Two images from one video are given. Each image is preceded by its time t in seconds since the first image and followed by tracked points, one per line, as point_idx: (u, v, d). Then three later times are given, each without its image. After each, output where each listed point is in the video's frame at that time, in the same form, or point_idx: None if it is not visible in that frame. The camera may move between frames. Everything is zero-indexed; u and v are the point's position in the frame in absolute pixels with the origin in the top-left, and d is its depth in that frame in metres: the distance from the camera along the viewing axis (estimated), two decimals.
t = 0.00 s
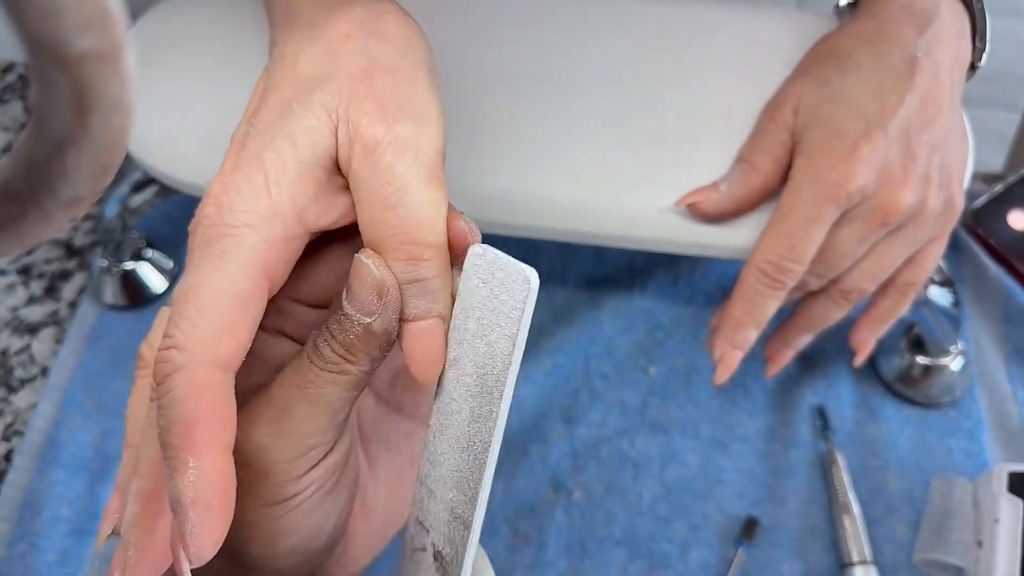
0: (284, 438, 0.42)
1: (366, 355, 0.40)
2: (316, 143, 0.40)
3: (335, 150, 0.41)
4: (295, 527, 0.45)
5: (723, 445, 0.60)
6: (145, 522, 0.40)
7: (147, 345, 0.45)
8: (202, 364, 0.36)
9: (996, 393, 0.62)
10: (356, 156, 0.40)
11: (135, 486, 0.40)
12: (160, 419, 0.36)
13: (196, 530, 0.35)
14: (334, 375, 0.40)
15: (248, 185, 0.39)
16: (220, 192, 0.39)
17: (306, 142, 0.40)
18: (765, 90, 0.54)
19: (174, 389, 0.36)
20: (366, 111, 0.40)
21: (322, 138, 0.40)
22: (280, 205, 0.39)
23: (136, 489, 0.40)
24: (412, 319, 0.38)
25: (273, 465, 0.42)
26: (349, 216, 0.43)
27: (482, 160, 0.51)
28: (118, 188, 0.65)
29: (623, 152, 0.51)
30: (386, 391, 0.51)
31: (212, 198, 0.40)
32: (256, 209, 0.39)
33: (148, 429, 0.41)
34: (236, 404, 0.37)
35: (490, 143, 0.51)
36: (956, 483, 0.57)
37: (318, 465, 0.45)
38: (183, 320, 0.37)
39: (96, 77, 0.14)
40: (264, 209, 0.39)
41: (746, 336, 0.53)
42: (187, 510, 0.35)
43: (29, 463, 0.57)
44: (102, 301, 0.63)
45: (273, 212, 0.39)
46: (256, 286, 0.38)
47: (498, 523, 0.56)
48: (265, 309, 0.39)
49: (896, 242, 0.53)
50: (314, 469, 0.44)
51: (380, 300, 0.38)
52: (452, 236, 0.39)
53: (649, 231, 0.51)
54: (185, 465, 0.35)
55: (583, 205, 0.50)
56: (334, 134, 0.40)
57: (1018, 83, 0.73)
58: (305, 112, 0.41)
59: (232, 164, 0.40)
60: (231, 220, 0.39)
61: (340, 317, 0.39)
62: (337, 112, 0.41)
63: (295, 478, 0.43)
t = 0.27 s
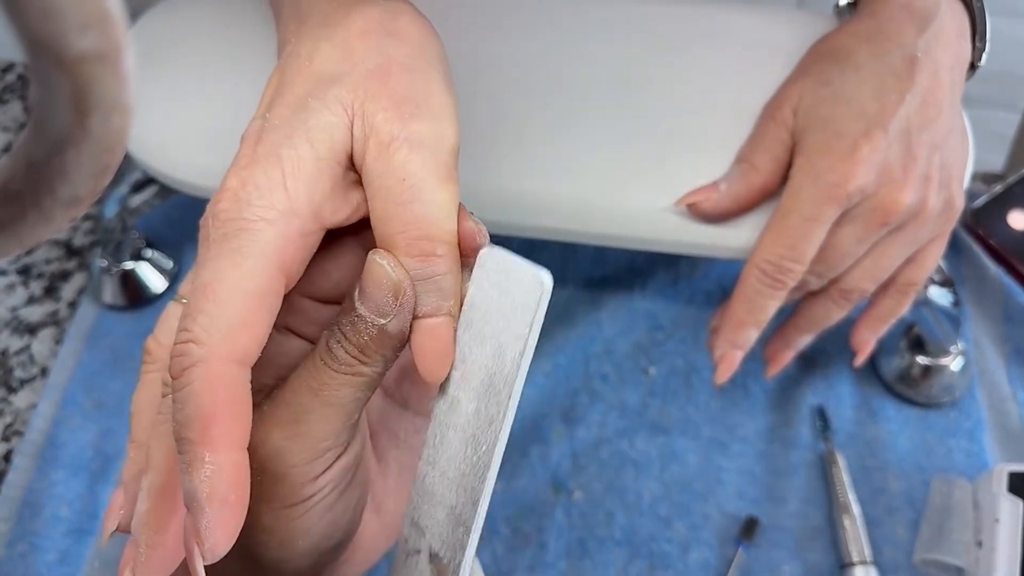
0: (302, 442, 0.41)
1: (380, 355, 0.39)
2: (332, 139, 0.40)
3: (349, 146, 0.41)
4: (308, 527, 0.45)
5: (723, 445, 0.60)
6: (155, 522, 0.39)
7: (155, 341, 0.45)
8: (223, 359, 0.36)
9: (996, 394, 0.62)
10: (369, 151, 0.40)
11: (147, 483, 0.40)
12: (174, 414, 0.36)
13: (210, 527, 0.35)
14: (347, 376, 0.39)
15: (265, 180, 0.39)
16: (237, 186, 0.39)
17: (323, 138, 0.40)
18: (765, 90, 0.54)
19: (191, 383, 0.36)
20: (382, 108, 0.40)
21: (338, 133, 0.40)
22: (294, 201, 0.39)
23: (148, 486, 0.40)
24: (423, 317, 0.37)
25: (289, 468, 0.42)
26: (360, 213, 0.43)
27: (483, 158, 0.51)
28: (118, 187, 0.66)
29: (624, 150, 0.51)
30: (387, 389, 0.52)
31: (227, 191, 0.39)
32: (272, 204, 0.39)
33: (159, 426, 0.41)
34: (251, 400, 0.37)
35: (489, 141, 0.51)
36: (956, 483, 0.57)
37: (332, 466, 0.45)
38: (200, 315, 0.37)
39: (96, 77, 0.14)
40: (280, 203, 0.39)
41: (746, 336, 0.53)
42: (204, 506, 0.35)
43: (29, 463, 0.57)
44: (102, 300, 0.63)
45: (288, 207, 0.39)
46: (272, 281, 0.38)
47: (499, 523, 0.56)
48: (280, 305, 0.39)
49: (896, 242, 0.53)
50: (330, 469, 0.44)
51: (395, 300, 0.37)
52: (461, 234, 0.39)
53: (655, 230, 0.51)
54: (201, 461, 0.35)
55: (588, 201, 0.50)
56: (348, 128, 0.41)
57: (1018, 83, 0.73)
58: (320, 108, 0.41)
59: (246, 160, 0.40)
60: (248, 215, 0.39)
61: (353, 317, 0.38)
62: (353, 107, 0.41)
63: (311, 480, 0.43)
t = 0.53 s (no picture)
0: (312, 449, 0.41)
1: (388, 358, 0.38)
2: (334, 140, 0.40)
3: (351, 148, 0.41)
4: (318, 537, 0.45)
5: (723, 445, 0.60)
6: (151, 524, 0.39)
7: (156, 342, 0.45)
8: (221, 358, 0.36)
9: (996, 394, 0.62)
10: (371, 151, 0.40)
11: (143, 483, 0.40)
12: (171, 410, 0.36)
13: (204, 525, 0.35)
14: (355, 380, 0.39)
15: (266, 181, 0.39)
16: (237, 188, 0.39)
17: (324, 138, 0.40)
18: (765, 90, 0.54)
19: (189, 382, 0.36)
20: (385, 108, 0.40)
21: (341, 134, 0.40)
22: (297, 202, 0.39)
23: (144, 487, 0.40)
24: (427, 318, 0.38)
25: (299, 477, 0.42)
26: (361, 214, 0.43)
27: (485, 156, 0.51)
28: (119, 187, 0.65)
29: (627, 148, 0.51)
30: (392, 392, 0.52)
31: (228, 193, 0.39)
32: (273, 204, 0.39)
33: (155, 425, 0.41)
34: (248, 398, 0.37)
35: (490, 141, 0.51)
36: (956, 483, 0.57)
37: (343, 474, 0.45)
38: (200, 314, 0.37)
39: (95, 77, 0.14)
40: (282, 203, 0.39)
41: (746, 336, 0.53)
42: (198, 505, 0.35)
43: (29, 463, 0.57)
44: (102, 301, 0.63)
45: (291, 208, 0.39)
46: (272, 280, 0.38)
47: (499, 523, 0.56)
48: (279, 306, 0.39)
49: (896, 242, 0.53)
50: (341, 476, 0.44)
51: (402, 301, 0.37)
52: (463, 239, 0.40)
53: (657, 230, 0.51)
54: (197, 459, 0.35)
55: (587, 199, 0.50)
56: (351, 130, 0.40)
57: (1018, 83, 0.73)
58: (322, 109, 0.41)
59: (250, 162, 0.40)
60: (248, 215, 0.39)
61: (359, 321, 0.37)
62: (355, 109, 0.41)
63: (320, 491, 0.43)
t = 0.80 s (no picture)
0: (344, 451, 0.42)
1: (413, 356, 0.39)
2: (351, 141, 0.40)
3: (369, 149, 0.41)
4: (350, 535, 0.46)
5: (723, 445, 0.60)
6: (168, 523, 0.39)
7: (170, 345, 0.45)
8: (242, 358, 0.36)
9: (996, 394, 0.62)
10: (391, 155, 0.40)
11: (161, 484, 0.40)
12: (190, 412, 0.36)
13: (222, 526, 0.35)
14: (381, 379, 0.39)
15: (286, 180, 0.39)
16: (256, 188, 0.39)
17: (341, 141, 0.40)
18: (765, 90, 0.54)
19: (209, 381, 0.36)
20: (402, 111, 0.40)
21: (357, 136, 0.40)
22: (315, 201, 0.39)
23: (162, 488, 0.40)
24: (453, 315, 0.38)
25: (331, 480, 0.42)
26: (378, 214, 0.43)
27: (489, 157, 0.51)
28: (118, 188, 0.64)
29: (632, 149, 0.51)
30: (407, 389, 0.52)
31: (247, 193, 0.39)
32: (293, 205, 0.39)
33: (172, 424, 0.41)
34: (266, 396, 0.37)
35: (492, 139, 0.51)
36: (956, 483, 0.57)
37: (374, 472, 0.45)
38: (220, 313, 0.37)
39: (96, 77, 0.14)
40: (301, 203, 0.39)
41: (747, 336, 0.53)
42: (218, 506, 0.35)
43: (29, 463, 0.57)
44: (102, 301, 0.63)
45: (310, 207, 0.39)
46: (291, 280, 0.38)
47: (499, 523, 0.56)
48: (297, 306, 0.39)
49: (896, 242, 0.53)
50: (369, 477, 0.44)
51: (428, 299, 0.37)
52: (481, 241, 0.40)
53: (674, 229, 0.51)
54: (217, 460, 0.35)
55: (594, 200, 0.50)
56: (369, 133, 0.41)
57: (1018, 83, 0.73)
58: (338, 111, 0.40)
59: (267, 160, 0.40)
60: (268, 215, 0.38)
61: (382, 320, 0.38)
62: (374, 110, 0.41)
63: (353, 490, 0.44)
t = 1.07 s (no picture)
0: (350, 448, 0.41)
1: (420, 353, 0.38)
2: (357, 135, 0.40)
3: (375, 144, 0.41)
4: (356, 531, 0.46)
5: (723, 445, 0.60)
6: (168, 520, 0.39)
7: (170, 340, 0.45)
8: (244, 350, 0.36)
9: (996, 394, 0.62)
10: (396, 151, 0.40)
11: (161, 480, 0.40)
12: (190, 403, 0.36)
13: (222, 519, 0.35)
14: (386, 377, 0.38)
15: (290, 174, 0.39)
16: (261, 181, 0.39)
17: (347, 135, 0.40)
18: (765, 90, 0.54)
19: (210, 373, 0.36)
20: (409, 105, 0.40)
21: (363, 131, 0.40)
22: (319, 199, 0.39)
23: (162, 483, 0.40)
24: (460, 311, 0.38)
25: (337, 476, 0.42)
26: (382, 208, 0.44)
27: (492, 158, 0.51)
28: (119, 188, 0.65)
29: (634, 151, 0.51)
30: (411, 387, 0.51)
31: (251, 187, 0.39)
32: (297, 198, 0.39)
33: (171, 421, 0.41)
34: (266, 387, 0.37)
35: (492, 141, 0.51)
36: (956, 483, 0.57)
37: (379, 468, 0.45)
38: (223, 305, 0.37)
39: (96, 77, 0.14)
40: (304, 199, 0.39)
41: (747, 336, 0.53)
42: (217, 498, 0.34)
43: (29, 463, 0.57)
44: (102, 301, 0.63)
45: (313, 203, 0.39)
46: (294, 272, 0.38)
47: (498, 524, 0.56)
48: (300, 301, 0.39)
49: (896, 242, 0.53)
50: (370, 475, 0.44)
51: (438, 295, 0.36)
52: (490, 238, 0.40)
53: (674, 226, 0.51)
54: (217, 451, 0.35)
55: (595, 199, 0.50)
56: (375, 129, 0.41)
57: (1018, 83, 0.73)
58: (346, 106, 0.40)
59: (271, 154, 0.40)
60: (272, 208, 0.38)
61: (388, 316, 0.37)
62: (379, 106, 0.41)
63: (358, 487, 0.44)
